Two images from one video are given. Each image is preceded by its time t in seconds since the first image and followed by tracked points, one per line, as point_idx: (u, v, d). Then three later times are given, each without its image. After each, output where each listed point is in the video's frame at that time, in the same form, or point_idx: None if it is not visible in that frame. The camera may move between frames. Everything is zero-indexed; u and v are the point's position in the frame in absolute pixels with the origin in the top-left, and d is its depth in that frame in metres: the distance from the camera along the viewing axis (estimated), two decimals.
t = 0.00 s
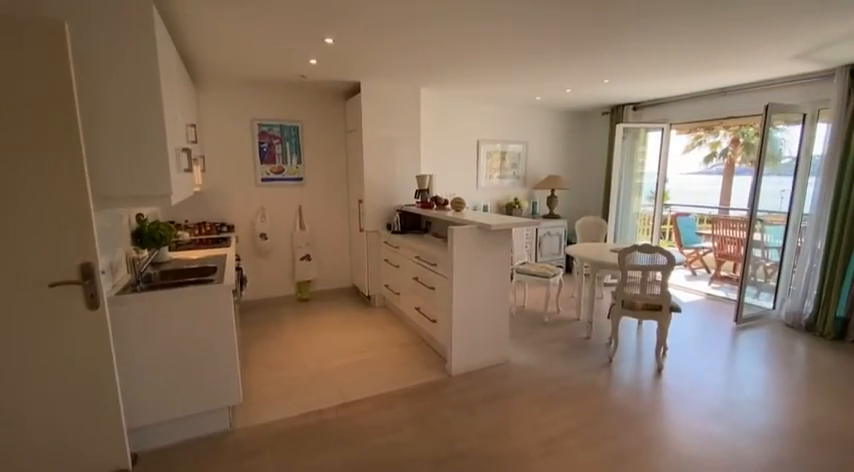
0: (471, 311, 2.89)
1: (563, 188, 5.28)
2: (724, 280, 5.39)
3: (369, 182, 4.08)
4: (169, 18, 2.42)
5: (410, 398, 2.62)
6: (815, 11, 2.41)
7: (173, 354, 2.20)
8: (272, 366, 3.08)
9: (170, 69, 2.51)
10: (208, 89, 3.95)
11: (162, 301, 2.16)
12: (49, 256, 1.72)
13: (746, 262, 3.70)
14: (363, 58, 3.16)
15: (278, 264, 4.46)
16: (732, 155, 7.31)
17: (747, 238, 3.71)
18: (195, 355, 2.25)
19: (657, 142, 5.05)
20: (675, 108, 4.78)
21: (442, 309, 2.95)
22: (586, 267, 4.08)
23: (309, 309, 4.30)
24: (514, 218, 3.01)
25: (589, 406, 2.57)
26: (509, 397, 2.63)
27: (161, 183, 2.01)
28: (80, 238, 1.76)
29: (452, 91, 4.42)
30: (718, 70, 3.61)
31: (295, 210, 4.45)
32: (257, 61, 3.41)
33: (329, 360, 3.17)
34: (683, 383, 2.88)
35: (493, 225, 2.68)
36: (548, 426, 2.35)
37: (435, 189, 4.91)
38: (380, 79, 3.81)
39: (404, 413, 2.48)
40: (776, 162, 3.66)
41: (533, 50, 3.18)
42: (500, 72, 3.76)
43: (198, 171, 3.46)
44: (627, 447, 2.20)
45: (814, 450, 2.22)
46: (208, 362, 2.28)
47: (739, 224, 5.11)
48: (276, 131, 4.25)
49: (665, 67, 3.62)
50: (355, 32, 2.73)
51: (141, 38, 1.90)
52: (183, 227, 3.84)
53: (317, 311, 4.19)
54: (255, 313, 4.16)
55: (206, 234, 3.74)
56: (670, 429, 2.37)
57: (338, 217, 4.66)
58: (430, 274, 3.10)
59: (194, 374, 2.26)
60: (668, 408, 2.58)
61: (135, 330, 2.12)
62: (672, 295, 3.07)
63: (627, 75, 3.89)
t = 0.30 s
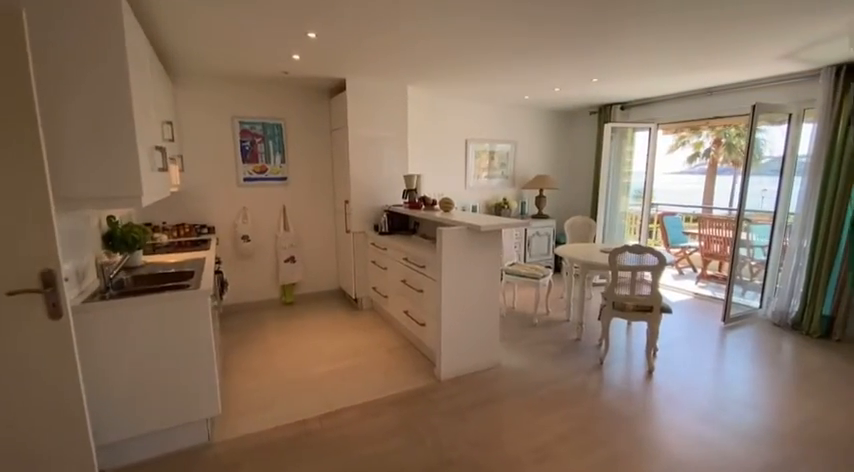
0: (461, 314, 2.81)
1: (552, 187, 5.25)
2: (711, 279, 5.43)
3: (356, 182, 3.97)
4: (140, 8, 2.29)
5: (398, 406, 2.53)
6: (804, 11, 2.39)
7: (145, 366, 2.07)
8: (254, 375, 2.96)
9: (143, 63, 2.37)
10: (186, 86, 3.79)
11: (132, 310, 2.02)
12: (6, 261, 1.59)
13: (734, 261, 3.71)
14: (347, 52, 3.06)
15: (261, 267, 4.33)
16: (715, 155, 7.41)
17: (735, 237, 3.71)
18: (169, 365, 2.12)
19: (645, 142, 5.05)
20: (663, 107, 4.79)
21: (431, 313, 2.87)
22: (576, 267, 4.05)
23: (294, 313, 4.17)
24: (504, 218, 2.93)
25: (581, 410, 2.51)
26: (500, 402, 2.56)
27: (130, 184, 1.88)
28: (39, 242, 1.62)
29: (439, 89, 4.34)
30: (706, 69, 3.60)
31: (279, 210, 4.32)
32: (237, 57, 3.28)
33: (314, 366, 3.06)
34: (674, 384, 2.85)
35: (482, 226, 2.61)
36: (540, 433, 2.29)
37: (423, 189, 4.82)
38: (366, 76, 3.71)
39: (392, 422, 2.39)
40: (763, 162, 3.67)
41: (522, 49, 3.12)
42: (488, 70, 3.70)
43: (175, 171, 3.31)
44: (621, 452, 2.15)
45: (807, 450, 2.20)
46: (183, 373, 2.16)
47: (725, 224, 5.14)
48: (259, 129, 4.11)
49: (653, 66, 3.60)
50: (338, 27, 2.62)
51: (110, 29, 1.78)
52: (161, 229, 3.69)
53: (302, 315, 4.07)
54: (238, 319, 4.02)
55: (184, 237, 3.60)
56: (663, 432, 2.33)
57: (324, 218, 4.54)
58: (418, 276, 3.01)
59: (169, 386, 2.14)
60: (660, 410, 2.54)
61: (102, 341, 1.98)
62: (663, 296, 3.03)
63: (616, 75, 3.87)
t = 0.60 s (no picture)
0: (449, 318, 2.73)
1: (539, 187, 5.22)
2: (695, 277, 5.47)
3: (340, 182, 3.86)
4: None
5: (385, 414, 2.44)
6: (791, 12, 2.38)
7: (113, 379, 1.94)
8: (233, 384, 2.83)
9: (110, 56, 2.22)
10: (161, 82, 3.63)
11: (99, 319, 1.88)
12: None
13: (720, 260, 3.73)
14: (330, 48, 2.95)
15: (242, 270, 4.18)
16: (695, 155, 7.52)
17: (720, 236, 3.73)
18: (140, 377, 1.99)
19: (630, 143, 5.06)
20: (648, 107, 4.81)
21: (418, 317, 2.79)
22: (564, 267, 4.02)
23: (276, 317, 4.04)
24: (492, 219, 2.86)
25: (572, 415, 2.46)
26: (490, 408, 2.49)
27: (89, 187, 1.74)
28: None
29: (426, 87, 4.26)
30: (692, 69, 3.61)
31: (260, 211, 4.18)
32: (214, 52, 3.14)
33: (298, 373, 2.95)
34: (664, 385, 2.83)
35: (471, 227, 2.53)
36: (532, 440, 2.23)
37: (409, 189, 4.74)
38: (349, 72, 3.60)
39: (379, 431, 2.30)
40: (748, 162, 3.70)
41: (509, 46, 3.07)
42: (474, 68, 3.63)
43: (148, 170, 3.15)
44: (614, 458, 2.10)
45: (796, 449, 2.20)
46: (156, 386, 2.02)
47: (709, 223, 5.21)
48: (238, 127, 3.96)
49: (640, 66, 3.59)
50: (320, 22, 2.52)
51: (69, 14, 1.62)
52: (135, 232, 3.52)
53: (285, 320, 3.94)
54: (217, 325, 3.87)
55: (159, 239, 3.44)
56: (655, 436, 2.29)
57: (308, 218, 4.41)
58: (405, 279, 2.91)
59: (140, 399, 2.00)
60: (650, 412, 2.51)
61: (65, 354, 1.84)
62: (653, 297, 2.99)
63: (602, 74, 3.86)
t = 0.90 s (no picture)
0: (438, 322, 2.64)
1: (526, 187, 5.18)
2: (680, 276, 5.51)
3: (324, 182, 3.74)
4: None
5: (371, 424, 2.35)
6: (779, 11, 2.37)
7: (77, 394, 1.80)
8: (212, 393, 2.69)
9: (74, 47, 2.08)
10: (135, 77, 3.46)
11: (59, 331, 1.74)
12: None
13: (706, 259, 3.75)
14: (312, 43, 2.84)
15: (222, 273, 4.03)
16: (676, 155, 7.60)
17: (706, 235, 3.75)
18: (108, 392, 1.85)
19: (617, 142, 5.07)
20: (633, 107, 4.82)
21: (406, 321, 2.70)
22: (553, 267, 3.98)
23: (258, 322, 3.90)
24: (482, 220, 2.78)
25: (564, 419, 2.40)
26: (480, 415, 2.41)
27: (49, 186, 1.56)
28: None
29: (412, 85, 4.17)
30: (678, 68, 3.61)
31: (240, 212, 4.03)
32: (190, 45, 2.99)
33: (281, 381, 2.83)
34: (654, 386, 2.80)
35: (460, 228, 2.46)
36: (524, 447, 2.16)
37: (395, 189, 4.64)
38: (333, 69, 3.49)
39: (365, 442, 2.20)
40: (733, 161, 3.72)
41: (498, 44, 3.00)
42: (461, 66, 3.56)
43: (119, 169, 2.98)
44: (607, 465, 2.05)
45: (787, 449, 2.18)
46: (125, 400, 1.89)
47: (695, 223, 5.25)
48: (217, 125, 3.81)
49: (627, 65, 3.57)
50: (300, 15, 2.40)
51: None
52: (106, 234, 3.35)
53: (268, 326, 3.80)
54: (196, 331, 3.72)
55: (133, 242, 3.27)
56: (647, 439, 2.25)
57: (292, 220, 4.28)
58: (392, 282, 2.82)
59: (108, 415, 1.87)
60: (642, 415, 2.48)
61: (22, 369, 1.70)
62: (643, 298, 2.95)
63: (590, 74, 3.84)
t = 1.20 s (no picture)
0: (426, 327, 2.56)
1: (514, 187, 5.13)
2: (665, 276, 5.54)
3: (307, 183, 3.61)
4: None
5: (357, 435, 2.24)
6: (768, 11, 2.34)
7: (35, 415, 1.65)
8: (188, 406, 2.55)
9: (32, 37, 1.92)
10: (105, 73, 3.28)
11: (15, 346, 1.59)
12: None
13: (693, 259, 3.76)
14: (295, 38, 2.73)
15: (200, 278, 3.86)
16: (658, 156, 7.70)
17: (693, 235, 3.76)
18: (71, 411, 1.71)
19: (603, 142, 5.06)
20: (620, 107, 4.83)
21: (393, 327, 2.60)
22: (541, 269, 3.93)
23: (239, 329, 3.74)
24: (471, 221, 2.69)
25: (557, 425, 2.34)
26: (470, 423, 2.33)
27: (3, 189, 1.42)
28: None
29: (398, 84, 4.07)
30: (665, 69, 3.61)
31: (220, 214, 3.87)
32: (164, 40, 2.84)
33: (262, 391, 2.70)
34: (646, 388, 2.76)
35: (448, 230, 2.38)
36: (516, 456, 2.08)
37: (382, 190, 4.54)
38: (315, 66, 3.37)
39: (351, 455, 2.10)
40: (719, 161, 3.74)
41: (486, 43, 2.94)
42: (448, 65, 3.49)
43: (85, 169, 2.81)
44: None
45: (780, 449, 2.16)
46: (91, 419, 1.74)
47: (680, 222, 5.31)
48: (194, 123, 3.65)
49: (614, 64, 3.53)
50: (281, 9, 2.29)
51: None
52: (75, 238, 3.17)
53: (249, 332, 3.65)
54: (173, 339, 3.55)
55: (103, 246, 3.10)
56: (641, 443, 2.20)
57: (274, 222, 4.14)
58: (378, 286, 2.71)
59: (72, 435, 1.72)
60: (635, 417, 2.44)
61: None
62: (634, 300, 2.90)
63: (578, 73, 3.80)
